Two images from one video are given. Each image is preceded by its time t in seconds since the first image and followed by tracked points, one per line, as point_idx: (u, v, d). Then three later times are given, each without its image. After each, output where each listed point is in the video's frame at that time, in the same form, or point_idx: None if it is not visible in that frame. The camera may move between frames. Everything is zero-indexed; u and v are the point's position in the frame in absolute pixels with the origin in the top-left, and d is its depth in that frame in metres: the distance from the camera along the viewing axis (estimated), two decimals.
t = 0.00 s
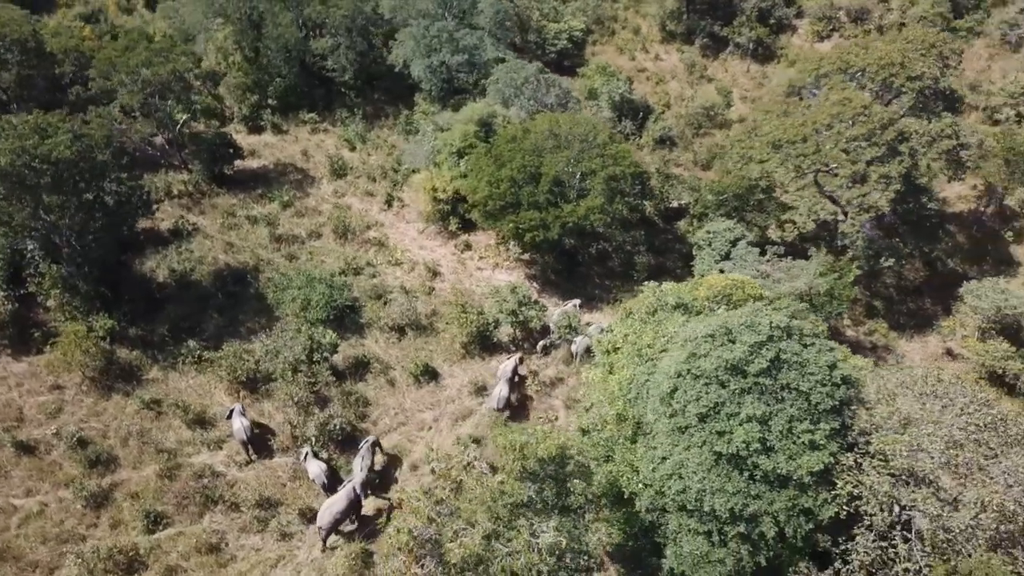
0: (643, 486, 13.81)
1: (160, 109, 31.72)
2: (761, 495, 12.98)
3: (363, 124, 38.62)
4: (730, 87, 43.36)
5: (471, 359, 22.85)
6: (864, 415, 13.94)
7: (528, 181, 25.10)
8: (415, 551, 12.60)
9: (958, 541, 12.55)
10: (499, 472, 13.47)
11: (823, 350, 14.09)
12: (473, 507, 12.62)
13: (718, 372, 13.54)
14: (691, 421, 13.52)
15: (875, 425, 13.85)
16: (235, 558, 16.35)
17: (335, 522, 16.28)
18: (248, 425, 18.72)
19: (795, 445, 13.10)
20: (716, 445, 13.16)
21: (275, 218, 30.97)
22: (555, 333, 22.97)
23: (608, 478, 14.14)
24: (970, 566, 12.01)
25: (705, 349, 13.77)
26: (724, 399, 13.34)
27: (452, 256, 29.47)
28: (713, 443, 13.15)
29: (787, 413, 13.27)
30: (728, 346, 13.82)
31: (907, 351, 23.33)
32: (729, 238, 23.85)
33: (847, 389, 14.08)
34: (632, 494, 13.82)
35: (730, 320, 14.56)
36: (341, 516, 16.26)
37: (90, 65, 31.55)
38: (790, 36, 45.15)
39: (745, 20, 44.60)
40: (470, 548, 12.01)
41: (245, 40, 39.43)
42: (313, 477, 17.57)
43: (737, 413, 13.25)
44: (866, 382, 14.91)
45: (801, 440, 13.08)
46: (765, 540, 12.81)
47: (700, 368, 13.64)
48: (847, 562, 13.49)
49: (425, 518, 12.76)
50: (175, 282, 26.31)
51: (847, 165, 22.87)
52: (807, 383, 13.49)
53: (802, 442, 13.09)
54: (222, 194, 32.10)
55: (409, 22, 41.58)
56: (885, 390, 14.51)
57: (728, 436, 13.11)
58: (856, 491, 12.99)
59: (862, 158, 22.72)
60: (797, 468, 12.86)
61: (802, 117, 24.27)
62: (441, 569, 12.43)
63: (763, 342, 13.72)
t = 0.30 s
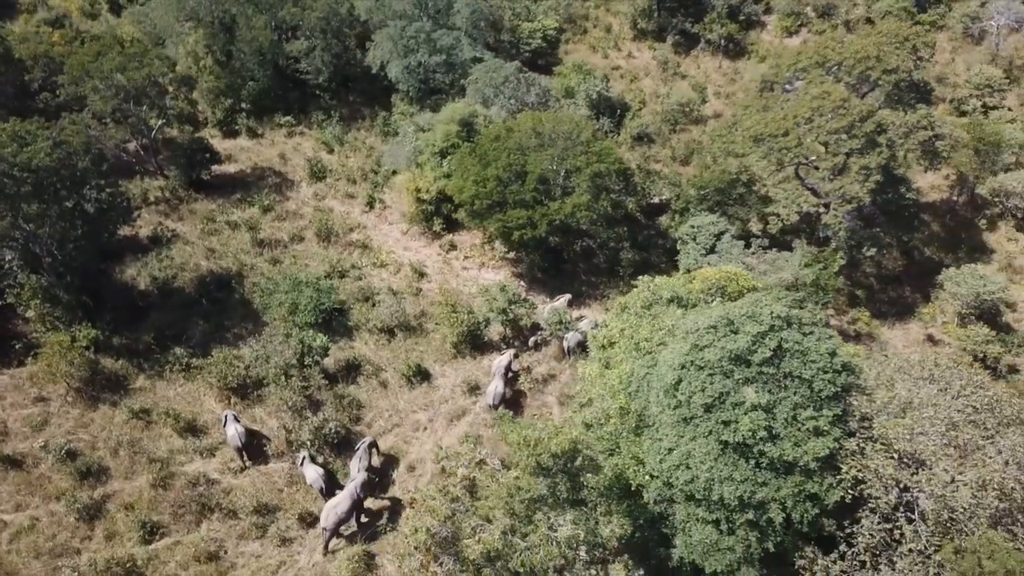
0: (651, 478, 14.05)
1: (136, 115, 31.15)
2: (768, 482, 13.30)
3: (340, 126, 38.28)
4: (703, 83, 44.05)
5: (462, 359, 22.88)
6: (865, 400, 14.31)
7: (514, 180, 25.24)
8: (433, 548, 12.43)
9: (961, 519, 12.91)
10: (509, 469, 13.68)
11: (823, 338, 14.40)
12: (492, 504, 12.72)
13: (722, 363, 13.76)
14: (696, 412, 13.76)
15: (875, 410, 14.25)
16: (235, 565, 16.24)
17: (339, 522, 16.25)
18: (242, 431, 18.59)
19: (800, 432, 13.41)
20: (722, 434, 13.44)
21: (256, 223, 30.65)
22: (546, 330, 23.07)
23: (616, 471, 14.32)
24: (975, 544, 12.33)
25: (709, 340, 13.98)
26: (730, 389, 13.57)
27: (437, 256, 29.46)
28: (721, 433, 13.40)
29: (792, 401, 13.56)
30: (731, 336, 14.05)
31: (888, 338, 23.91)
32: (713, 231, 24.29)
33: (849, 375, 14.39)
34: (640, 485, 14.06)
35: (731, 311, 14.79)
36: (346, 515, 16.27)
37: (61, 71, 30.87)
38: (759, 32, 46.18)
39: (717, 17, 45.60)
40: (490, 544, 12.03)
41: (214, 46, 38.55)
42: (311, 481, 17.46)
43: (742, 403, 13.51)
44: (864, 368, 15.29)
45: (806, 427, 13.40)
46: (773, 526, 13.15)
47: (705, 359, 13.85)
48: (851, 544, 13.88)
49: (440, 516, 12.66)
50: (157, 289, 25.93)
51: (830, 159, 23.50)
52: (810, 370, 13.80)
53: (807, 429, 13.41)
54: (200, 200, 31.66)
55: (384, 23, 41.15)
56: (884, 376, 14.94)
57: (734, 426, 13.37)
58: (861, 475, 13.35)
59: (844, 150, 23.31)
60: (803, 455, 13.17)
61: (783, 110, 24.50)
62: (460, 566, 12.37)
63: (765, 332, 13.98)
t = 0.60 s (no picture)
0: (658, 469, 14.25)
1: (111, 121, 30.61)
2: (774, 469, 13.58)
3: (318, 129, 37.90)
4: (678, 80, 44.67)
5: (454, 358, 22.88)
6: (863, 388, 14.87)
7: (501, 178, 25.34)
8: (451, 542, 12.61)
9: (963, 499, 13.32)
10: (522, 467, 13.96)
11: (822, 326, 14.80)
12: (511, 503, 13.11)
13: (726, 353, 14.06)
14: (702, 403, 14.02)
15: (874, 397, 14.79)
16: (236, 572, 16.12)
17: (344, 521, 16.25)
18: (238, 436, 18.52)
19: (804, 418, 13.74)
20: (728, 423, 13.70)
21: (238, 227, 30.30)
22: (537, 326, 23.20)
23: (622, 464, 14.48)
24: (978, 521, 12.75)
25: (712, 331, 14.29)
26: (734, 378, 13.86)
27: (424, 257, 29.43)
28: (727, 422, 13.66)
29: (795, 388, 13.91)
30: (734, 327, 14.36)
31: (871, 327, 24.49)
32: (698, 226, 24.79)
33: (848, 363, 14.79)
34: (647, 477, 14.24)
35: (731, 302, 15.12)
36: (351, 513, 16.28)
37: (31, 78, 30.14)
38: (730, 29, 47.03)
39: (688, 14, 45.97)
40: (511, 538, 12.37)
41: (187, 51, 38.11)
42: (309, 486, 17.33)
43: (747, 392, 13.79)
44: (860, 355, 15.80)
45: (810, 414, 13.74)
46: (781, 512, 13.43)
47: (709, 350, 14.14)
48: (855, 528, 14.24)
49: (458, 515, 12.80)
50: (140, 297, 25.54)
51: (813, 152, 24.27)
52: (812, 358, 14.16)
53: (811, 415, 13.75)
54: (179, 206, 31.18)
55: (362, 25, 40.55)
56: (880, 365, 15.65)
57: (739, 415, 13.64)
58: (864, 459, 13.71)
59: (825, 143, 23.91)
60: (808, 441, 13.48)
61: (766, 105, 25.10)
62: (479, 563, 12.58)
63: (767, 322, 14.30)
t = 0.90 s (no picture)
0: (666, 461, 14.46)
1: (85, 127, 29.89)
2: (780, 457, 13.87)
3: (296, 132, 37.52)
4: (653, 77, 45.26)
5: (447, 358, 22.91)
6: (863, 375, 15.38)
7: (488, 177, 25.38)
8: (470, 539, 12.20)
9: (964, 479, 13.90)
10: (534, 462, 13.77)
11: (822, 316, 15.19)
12: (533, 494, 12.89)
13: (730, 343, 14.31)
14: (707, 394, 14.24)
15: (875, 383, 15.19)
16: None
17: (349, 519, 16.37)
18: (234, 442, 18.38)
19: (809, 405, 14.07)
20: (734, 413, 13.96)
21: (221, 233, 29.94)
22: (529, 324, 23.28)
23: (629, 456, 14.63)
24: (984, 500, 13.41)
25: (716, 323, 14.49)
26: (739, 368, 14.11)
27: (410, 258, 29.39)
28: (734, 411, 13.92)
29: (799, 376, 14.23)
30: (737, 318, 14.60)
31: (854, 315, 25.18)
32: (684, 221, 25.26)
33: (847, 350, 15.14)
34: (655, 469, 14.47)
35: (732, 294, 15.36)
36: (356, 513, 16.39)
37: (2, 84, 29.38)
38: (701, 26, 47.91)
39: (660, 12, 47.09)
40: (536, 534, 12.15)
41: (158, 57, 36.80)
42: (309, 490, 17.23)
43: (752, 381, 14.05)
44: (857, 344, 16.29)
45: (815, 401, 14.06)
46: (788, 498, 13.74)
47: (714, 341, 14.36)
48: (858, 511, 14.61)
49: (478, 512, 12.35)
50: (124, 304, 25.15)
51: (796, 144, 24.76)
52: (814, 346, 14.49)
53: (816, 402, 14.08)
54: (159, 213, 30.67)
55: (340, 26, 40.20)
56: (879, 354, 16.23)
57: (746, 404, 13.92)
58: (867, 444, 14.08)
59: (808, 135, 24.52)
60: (813, 428, 13.79)
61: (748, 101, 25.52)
62: (499, 559, 12.22)
63: (770, 312, 14.55)
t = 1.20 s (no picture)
0: (674, 453, 14.74)
1: (62, 133, 29.15)
2: (787, 445, 14.20)
3: (276, 135, 37.13)
4: (631, 75, 45.69)
5: (440, 359, 22.94)
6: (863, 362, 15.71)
7: (477, 177, 25.49)
8: (491, 534, 12.29)
9: (968, 462, 14.22)
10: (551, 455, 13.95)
11: (822, 305, 15.53)
12: (555, 485, 13.10)
13: (735, 335, 14.69)
14: (714, 385, 14.56)
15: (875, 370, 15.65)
16: None
17: (355, 517, 16.46)
18: (232, 447, 18.28)
19: (814, 394, 14.39)
20: (741, 404, 14.32)
21: (206, 237, 29.59)
22: (522, 322, 23.41)
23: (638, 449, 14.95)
24: (989, 480, 13.61)
25: (721, 315, 14.84)
26: (745, 359, 14.47)
27: (398, 259, 29.36)
28: (742, 402, 14.27)
29: (803, 365, 14.56)
30: (741, 310, 14.93)
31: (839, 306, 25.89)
32: (671, 216, 25.89)
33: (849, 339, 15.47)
34: (663, 461, 14.73)
35: (734, 286, 15.69)
36: (362, 511, 16.47)
37: None
38: (674, 24, 48.70)
39: (635, 11, 47.70)
40: (559, 529, 12.42)
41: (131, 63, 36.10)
42: (310, 493, 17.22)
43: (758, 371, 14.40)
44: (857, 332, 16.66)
45: (820, 389, 14.40)
46: (796, 486, 14.06)
47: (719, 333, 14.70)
48: (863, 497, 15.06)
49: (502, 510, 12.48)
50: (110, 311, 24.81)
51: (782, 138, 25.29)
52: (816, 335, 14.85)
53: (821, 390, 14.41)
54: (140, 219, 30.19)
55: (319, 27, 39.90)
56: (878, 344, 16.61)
57: (752, 394, 14.25)
58: (871, 430, 14.53)
59: (792, 128, 25.16)
60: (819, 415, 14.12)
61: (733, 96, 26.23)
62: (520, 554, 12.36)
63: (773, 303, 14.86)
